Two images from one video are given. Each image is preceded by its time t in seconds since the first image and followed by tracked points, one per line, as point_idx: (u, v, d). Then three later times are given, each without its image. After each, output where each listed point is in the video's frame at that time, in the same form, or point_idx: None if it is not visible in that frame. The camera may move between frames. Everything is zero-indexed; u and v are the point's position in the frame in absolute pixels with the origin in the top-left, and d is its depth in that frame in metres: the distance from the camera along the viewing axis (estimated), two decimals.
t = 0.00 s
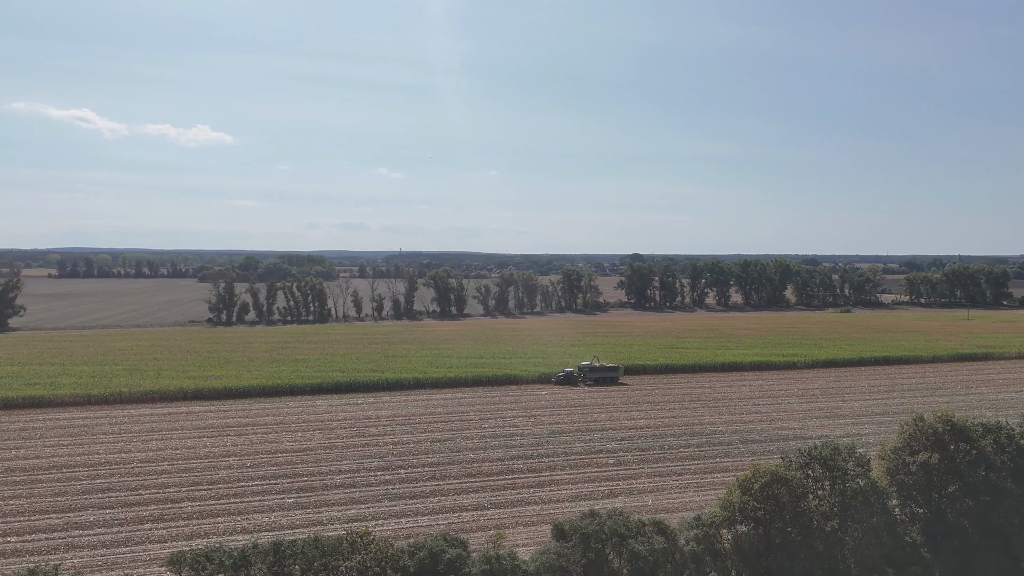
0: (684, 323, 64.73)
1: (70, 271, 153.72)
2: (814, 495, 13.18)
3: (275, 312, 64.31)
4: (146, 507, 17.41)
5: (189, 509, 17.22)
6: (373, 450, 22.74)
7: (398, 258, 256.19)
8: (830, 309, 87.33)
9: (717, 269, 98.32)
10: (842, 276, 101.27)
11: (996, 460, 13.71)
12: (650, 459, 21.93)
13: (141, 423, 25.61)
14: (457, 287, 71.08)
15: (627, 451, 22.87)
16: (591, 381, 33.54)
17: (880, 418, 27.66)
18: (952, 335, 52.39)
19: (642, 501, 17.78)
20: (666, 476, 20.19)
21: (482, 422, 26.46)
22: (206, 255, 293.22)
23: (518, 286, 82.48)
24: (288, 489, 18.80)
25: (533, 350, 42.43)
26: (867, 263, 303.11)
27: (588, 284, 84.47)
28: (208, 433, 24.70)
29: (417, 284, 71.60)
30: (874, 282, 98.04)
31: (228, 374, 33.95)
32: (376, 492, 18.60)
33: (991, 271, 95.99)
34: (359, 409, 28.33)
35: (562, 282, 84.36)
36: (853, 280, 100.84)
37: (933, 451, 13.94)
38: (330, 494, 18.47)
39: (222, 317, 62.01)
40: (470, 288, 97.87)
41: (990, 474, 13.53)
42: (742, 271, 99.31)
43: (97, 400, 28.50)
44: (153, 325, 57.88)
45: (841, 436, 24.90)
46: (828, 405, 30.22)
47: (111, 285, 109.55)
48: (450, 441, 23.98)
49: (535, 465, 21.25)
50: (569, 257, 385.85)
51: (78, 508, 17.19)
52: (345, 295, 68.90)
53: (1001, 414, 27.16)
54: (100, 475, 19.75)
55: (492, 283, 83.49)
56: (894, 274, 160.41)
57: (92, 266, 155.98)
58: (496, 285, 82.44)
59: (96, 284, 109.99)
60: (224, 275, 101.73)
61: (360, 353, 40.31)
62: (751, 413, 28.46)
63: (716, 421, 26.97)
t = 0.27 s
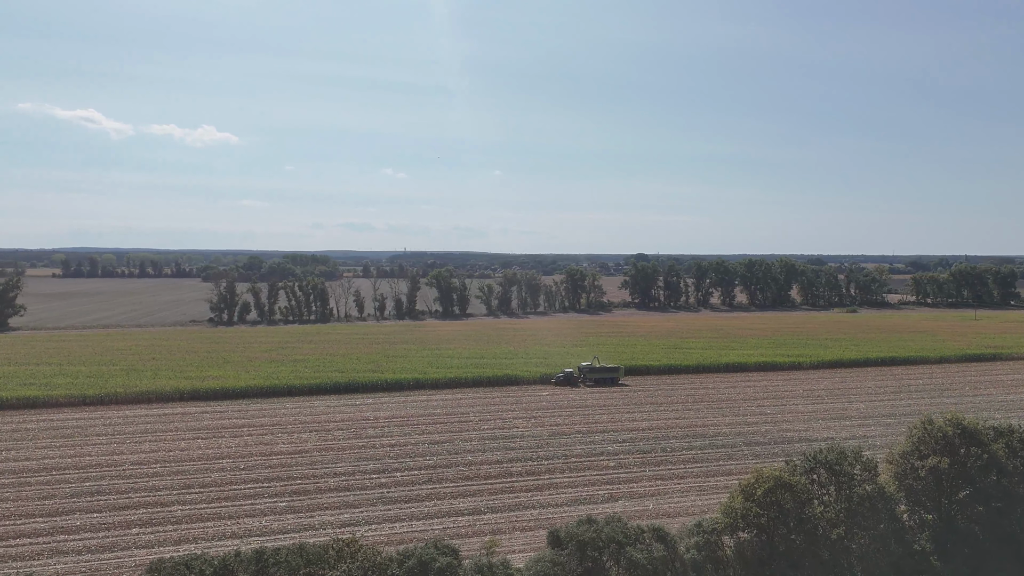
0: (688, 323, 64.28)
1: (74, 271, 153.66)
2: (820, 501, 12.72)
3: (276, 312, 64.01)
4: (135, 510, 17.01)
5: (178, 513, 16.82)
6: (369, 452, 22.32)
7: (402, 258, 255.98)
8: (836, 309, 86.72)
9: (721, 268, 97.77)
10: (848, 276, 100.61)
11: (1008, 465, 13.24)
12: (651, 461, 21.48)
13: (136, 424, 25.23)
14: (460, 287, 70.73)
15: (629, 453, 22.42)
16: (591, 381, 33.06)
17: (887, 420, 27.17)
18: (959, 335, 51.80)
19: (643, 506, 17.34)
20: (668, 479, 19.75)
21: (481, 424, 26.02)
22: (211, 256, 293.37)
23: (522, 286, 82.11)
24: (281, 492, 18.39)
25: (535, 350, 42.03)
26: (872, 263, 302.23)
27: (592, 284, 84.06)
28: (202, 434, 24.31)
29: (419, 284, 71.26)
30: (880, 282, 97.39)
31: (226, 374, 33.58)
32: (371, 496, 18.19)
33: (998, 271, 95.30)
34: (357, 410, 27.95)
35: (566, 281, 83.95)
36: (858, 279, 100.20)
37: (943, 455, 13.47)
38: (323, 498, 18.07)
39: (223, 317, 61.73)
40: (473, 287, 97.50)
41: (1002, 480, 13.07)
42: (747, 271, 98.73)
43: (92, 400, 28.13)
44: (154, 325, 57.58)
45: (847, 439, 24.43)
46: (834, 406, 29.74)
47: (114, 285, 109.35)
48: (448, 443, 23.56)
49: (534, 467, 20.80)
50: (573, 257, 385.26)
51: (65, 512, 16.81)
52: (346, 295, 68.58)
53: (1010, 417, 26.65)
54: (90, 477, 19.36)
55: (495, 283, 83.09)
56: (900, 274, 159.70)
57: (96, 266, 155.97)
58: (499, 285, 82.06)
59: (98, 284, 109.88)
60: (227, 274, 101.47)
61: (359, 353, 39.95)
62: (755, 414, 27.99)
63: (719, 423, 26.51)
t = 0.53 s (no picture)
0: (691, 323, 63.81)
1: (78, 271, 153.65)
2: (824, 508, 12.24)
3: (277, 312, 63.71)
4: (122, 514, 16.62)
5: (167, 517, 16.42)
6: (365, 454, 21.89)
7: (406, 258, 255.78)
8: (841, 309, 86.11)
9: (725, 268, 97.24)
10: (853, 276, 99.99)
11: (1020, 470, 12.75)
12: (652, 464, 21.01)
13: (129, 426, 24.84)
14: (462, 286, 70.36)
15: (629, 456, 21.96)
16: (591, 382, 32.60)
17: (893, 422, 26.67)
18: (966, 336, 51.20)
19: (642, 511, 16.90)
20: (669, 482, 19.31)
21: (480, 426, 25.58)
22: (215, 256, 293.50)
23: (524, 286, 81.72)
24: (272, 496, 17.98)
25: (536, 350, 41.61)
26: (877, 263, 301.11)
27: (595, 284, 83.62)
28: (196, 436, 23.91)
29: (421, 284, 70.90)
30: (885, 282, 96.73)
31: (223, 374, 33.21)
32: (365, 500, 17.78)
33: (1005, 271, 94.57)
34: (354, 411, 27.53)
35: (568, 281, 83.52)
36: (864, 279, 99.57)
37: (953, 460, 12.99)
38: (316, 502, 17.65)
39: (223, 317, 61.43)
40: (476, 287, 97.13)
41: (1014, 486, 12.59)
42: (751, 271, 98.17)
43: (86, 401, 27.77)
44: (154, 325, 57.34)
45: (852, 441, 23.96)
46: (839, 408, 29.23)
47: (117, 285, 109.17)
48: (445, 445, 23.11)
49: (532, 470, 20.35)
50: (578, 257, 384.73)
51: (50, 516, 16.42)
52: (348, 294, 68.22)
53: (1018, 420, 26.15)
54: (79, 480, 18.97)
55: (497, 283, 82.70)
56: (906, 273, 158.96)
57: (100, 266, 155.93)
58: (502, 285, 81.65)
59: (101, 283, 109.85)
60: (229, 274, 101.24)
61: (358, 353, 39.58)
62: (758, 416, 27.52)
63: (721, 425, 26.05)
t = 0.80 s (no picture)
0: (694, 323, 63.34)
1: (80, 271, 153.46)
2: (828, 515, 11.78)
3: (277, 312, 63.35)
4: (108, 519, 16.18)
5: (153, 522, 15.99)
6: (359, 457, 21.43)
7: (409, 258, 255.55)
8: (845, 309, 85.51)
9: (729, 268, 96.70)
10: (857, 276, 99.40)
11: None
12: (652, 468, 20.55)
13: (120, 428, 24.38)
14: (464, 286, 69.95)
15: (629, 459, 21.50)
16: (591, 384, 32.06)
17: (900, 424, 26.18)
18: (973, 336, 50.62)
19: (642, 517, 16.45)
20: (669, 486, 18.86)
21: (478, 427, 25.09)
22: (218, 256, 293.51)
23: (526, 285, 81.30)
24: (263, 500, 17.56)
25: (536, 350, 41.18)
26: (882, 263, 300.16)
27: (597, 284, 83.16)
28: (188, 437, 23.47)
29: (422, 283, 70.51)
30: (890, 282, 96.16)
31: (219, 375, 32.80)
32: (357, 504, 17.35)
33: (1011, 271, 93.92)
34: (350, 412, 27.09)
35: (570, 281, 83.07)
36: (868, 279, 98.98)
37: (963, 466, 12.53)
38: (307, 506, 17.22)
39: (223, 317, 61.06)
40: (479, 287, 96.70)
41: None
42: (755, 271, 97.58)
43: (79, 402, 27.37)
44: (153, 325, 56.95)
45: (857, 444, 23.48)
46: (844, 409, 28.75)
47: (118, 285, 108.81)
48: (441, 447, 22.65)
49: (529, 474, 19.89)
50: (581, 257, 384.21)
51: (34, 521, 16.00)
52: (349, 294, 67.85)
53: None
54: (65, 483, 18.54)
55: (499, 282, 82.26)
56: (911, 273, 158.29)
57: (102, 265, 155.77)
58: (503, 284, 81.19)
59: (102, 283, 109.62)
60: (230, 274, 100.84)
61: (357, 354, 39.18)
62: (761, 417, 27.05)
63: (724, 427, 25.59)
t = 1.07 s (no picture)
0: (698, 323, 62.85)
1: (83, 270, 153.31)
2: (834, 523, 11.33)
3: (278, 312, 62.98)
4: (93, 523, 15.77)
5: (139, 527, 15.58)
6: (354, 459, 20.98)
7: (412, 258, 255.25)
8: (850, 309, 84.89)
9: (732, 268, 96.13)
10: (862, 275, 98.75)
11: None
12: (653, 471, 20.09)
13: (113, 429, 23.97)
14: (466, 286, 69.54)
15: (630, 461, 21.04)
16: (590, 384, 31.76)
17: (907, 426, 25.67)
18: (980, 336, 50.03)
19: (642, 522, 16.00)
20: (671, 490, 18.40)
21: (476, 429, 24.63)
22: (222, 256, 293.46)
23: (528, 285, 80.88)
24: (253, 504, 17.14)
25: (537, 351, 40.74)
26: (886, 263, 299.21)
27: (600, 283, 82.71)
28: (181, 439, 23.05)
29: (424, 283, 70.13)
30: (895, 281, 95.51)
31: (215, 375, 32.39)
32: (350, 509, 16.93)
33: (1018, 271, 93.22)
34: (346, 413, 26.65)
35: (573, 280, 82.62)
36: (873, 279, 98.33)
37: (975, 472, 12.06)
38: (299, 511, 16.80)
39: (223, 317, 60.71)
40: (481, 287, 96.23)
41: None
42: (759, 270, 96.98)
43: (72, 403, 26.99)
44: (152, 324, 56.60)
45: (863, 447, 22.98)
46: (849, 411, 28.25)
47: (120, 284, 108.44)
48: (439, 449, 22.18)
49: (528, 477, 19.43)
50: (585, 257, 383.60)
51: (17, 526, 15.59)
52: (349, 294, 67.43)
53: None
54: (52, 487, 18.13)
55: (502, 282, 81.79)
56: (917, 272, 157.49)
57: (105, 265, 155.57)
58: (505, 284, 80.77)
59: (104, 283, 109.30)
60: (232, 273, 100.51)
61: (356, 354, 38.75)
62: (765, 419, 26.57)
63: (727, 429, 25.12)
